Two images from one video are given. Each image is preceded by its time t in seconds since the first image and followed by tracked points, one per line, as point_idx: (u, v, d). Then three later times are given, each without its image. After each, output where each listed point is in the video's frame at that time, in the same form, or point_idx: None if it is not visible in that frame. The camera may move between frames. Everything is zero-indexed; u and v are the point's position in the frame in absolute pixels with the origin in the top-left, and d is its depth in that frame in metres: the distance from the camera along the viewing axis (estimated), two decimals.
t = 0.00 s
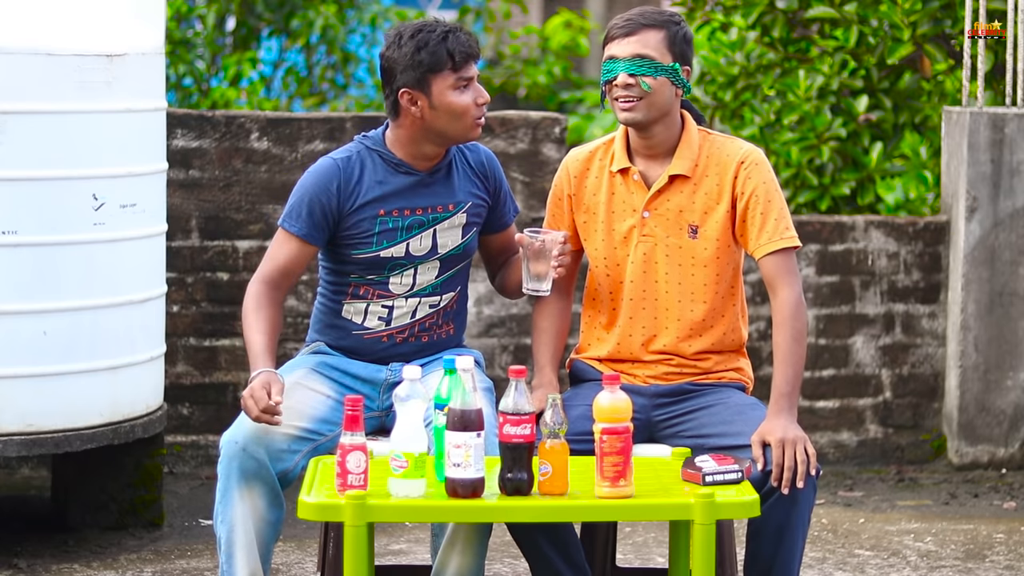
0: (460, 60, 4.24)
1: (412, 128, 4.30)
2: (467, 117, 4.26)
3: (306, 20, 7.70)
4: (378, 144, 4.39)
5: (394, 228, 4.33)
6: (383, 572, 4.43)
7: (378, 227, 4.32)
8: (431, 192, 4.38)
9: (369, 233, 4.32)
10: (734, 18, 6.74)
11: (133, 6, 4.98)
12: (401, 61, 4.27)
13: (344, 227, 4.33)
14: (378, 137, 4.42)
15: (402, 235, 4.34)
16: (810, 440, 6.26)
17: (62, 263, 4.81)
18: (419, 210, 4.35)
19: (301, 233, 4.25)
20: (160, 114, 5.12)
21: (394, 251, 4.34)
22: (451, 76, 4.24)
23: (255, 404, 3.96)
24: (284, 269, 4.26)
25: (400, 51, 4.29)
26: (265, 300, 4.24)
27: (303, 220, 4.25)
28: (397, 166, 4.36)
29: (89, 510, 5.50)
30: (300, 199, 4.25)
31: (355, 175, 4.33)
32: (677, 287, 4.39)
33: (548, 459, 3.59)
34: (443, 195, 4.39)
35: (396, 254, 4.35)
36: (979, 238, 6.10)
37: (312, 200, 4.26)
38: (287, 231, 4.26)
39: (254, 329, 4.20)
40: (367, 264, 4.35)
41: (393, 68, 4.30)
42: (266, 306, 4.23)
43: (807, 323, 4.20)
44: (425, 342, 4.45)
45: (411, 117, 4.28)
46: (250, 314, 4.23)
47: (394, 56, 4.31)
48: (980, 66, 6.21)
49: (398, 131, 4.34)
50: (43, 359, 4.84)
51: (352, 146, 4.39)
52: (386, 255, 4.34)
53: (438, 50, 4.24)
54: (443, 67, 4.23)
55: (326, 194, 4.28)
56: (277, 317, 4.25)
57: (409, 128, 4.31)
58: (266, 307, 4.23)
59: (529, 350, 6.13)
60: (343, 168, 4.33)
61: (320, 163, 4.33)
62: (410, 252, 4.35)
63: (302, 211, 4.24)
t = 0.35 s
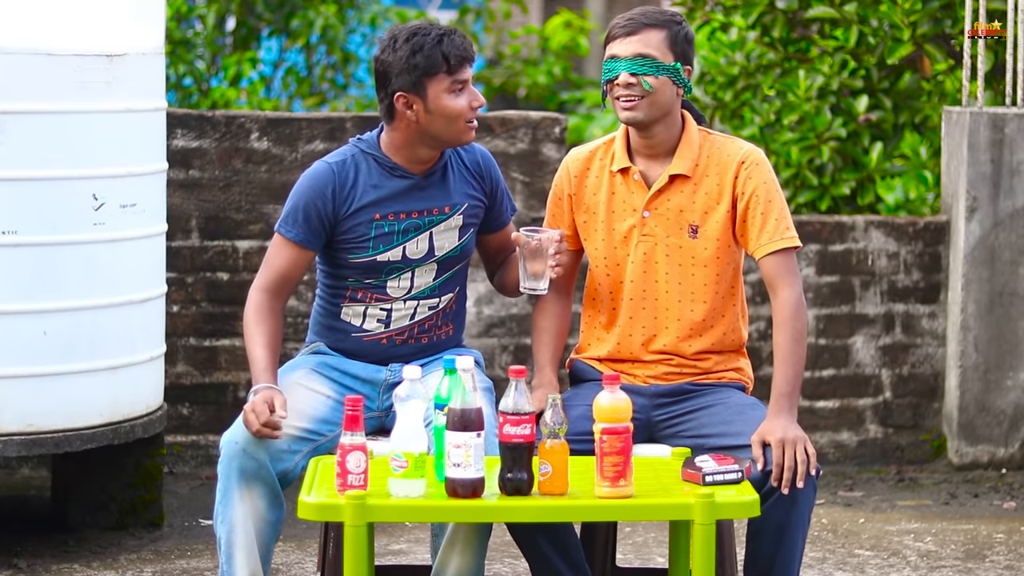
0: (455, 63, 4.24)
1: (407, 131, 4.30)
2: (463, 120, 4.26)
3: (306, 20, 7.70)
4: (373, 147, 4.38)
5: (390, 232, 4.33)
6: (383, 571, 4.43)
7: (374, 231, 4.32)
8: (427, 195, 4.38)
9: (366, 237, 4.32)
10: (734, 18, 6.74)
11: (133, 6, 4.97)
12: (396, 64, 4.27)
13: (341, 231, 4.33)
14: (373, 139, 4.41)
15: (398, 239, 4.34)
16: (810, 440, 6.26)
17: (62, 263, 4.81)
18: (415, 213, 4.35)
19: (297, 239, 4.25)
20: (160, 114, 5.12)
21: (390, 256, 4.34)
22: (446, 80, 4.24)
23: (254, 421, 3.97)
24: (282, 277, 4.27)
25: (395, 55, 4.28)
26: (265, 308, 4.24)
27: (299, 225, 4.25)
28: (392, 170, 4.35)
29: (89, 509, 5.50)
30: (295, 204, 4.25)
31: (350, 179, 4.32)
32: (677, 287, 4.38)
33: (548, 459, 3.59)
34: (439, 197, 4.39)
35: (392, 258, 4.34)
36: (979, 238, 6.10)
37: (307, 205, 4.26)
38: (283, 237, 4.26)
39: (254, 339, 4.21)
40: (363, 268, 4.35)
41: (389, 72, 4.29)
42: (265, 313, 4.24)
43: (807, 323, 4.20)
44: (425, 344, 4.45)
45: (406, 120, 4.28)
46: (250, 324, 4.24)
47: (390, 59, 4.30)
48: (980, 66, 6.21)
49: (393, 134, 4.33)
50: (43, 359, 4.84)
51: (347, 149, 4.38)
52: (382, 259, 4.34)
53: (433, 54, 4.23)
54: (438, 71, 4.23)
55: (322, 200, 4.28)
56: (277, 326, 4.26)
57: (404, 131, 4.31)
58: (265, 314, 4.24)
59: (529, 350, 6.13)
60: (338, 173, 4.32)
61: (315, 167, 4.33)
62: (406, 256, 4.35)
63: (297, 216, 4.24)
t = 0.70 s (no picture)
0: (454, 65, 4.24)
1: (405, 132, 4.30)
2: (462, 122, 4.26)
3: (306, 20, 7.70)
4: (373, 147, 4.38)
5: (389, 232, 4.33)
6: (383, 571, 4.43)
7: (373, 232, 4.33)
8: (426, 195, 4.38)
9: (364, 237, 4.32)
10: (734, 18, 6.74)
11: (133, 6, 4.98)
12: (395, 66, 4.26)
13: (340, 231, 4.33)
14: (372, 139, 4.41)
15: (397, 239, 4.34)
16: (810, 440, 6.26)
17: (62, 263, 4.81)
18: (414, 214, 4.35)
19: (296, 239, 4.25)
20: (160, 114, 5.12)
21: (389, 256, 4.34)
22: (445, 81, 4.24)
23: (252, 423, 3.97)
24: (281, 276, 4.27)
25: (394, 57, 4.28)
26: (265, 308, 4.25)
27: (298, 225, 4.25)
28: (391, 170, 4.35)
29: (89, 509, 5.50)
30: (294, 204, 4.25)
31: (348, 180, 4.32)
32: (676, 287, 4.39)
33: (548, 459, 3.59)
34: (438, 198, 4.39)
35: (391, 258, 4.34)
36: (979, 238, 6.10)
37: (306, 205, 4.26)
38: (282, 237, 4.26)
39: (254, 340, 4.21)
40: (363, 268, 4.36)
41: (387, 73, 4.29)
42: (264, 313, 4.24)
43: (807, 323, 4.20)
44: (424, 345, 4.45)
45: (405, 122, 4.27)
46: (250, 324, 4.24)
47: (388, 61, 4.29)
48: (980, 66, 6.21)
49: (392, 135, 4.33)
50: (43, 359, 4.84)
51: (346, 149, 4.38)
52: (382, 260, 4.34)
53: (432, 56, 4.23)
54: (438, 73, 4.23)
55: (321, 201, 4.28)
56: (277, 326, 4.26)
57: (402, 132, 4.31)
58: (265, 314, 4.24)
59: (529, 350, 6.13)
60: (337, 173, 4.32)
61: (314, 167, 4.33)
62: (406, 256, 4.35)
63: (296, 217, 4.25)
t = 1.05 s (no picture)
0: (455, 65, 4.24)
1: (405, 132, 4.29)
2: (462, 122, 4.26)
3: (306, 20, 7.70)
4: (373, 146, 4.38)
5: (389, 231, 4.33)
6: (383, 572, 4.43)
7: (373, 231, 4.32)
8: (426, 195, 4.38)
9: (364, 237, 4.32)
10: (734, 18, 6.74)
11: (133, 6, 4.98)
12: (396, 64, 4.26)
13: (340, 230, 4.33)
14: (372, 139, 4.41)
15: (397, 238, 4.34)
16: (810, 440, 6.26)
17: (62, 263, 4.81)
18: (414, 213, 4.35)
19: (296, 238, 4.25)
20: (160, 114, 5.12)
21: (389, 255, 4.34)
22: (446, 81, 4.24)
23: (252, 423, 3.97)
24: (281, 276, 4.27)
25: (394, 56, 4.28)
26: (265, 308, 4.24)
27: (298, 224, 4.25)
28: (391, 169, 4.35)
29: (89, 509, 5.50)
30: (294, 203, 4.25)
31: (348, 179, 4.32)
32: (676, 286, 4.39)
33: (548, 459, 3.59)
34: (438, 197, 4.39)
35: (391, 257, 4.34)
36: (979, 238, 6.10)
37: (306, 204, 4.26)
38: (282, 236, 4.26)
39: (254, 340, 4.21)
40: (362, 268, 4.36)
41: (388, 72, 4.29)
42: (265, 313, 4.24)
43: (807, 323, 4.20)
44: (425, 346, 4.45)
45: (404, 121, 4.27)
46: (250, 324, 4.24)
47: (389, 60, 4.29)
48: (980, 66, 6.21)
49: (391, 135, 4.33)
50: (43, 359, 4.84)
51: (347, 148, 4.38)
52: (381, 259, 4.34)
53: (433, 56, 4.23)
54: (438, 73, 4.23)
55: (321, 200, 4.28)
56: (277, 326, 4.26)
57: (402, 132, 4.31)
58: (265, 314, 4.24)
59: (529, 350, 6.13)
60: (337, 172, 4.32)
61: (314, 166, 4.33)
62: (405, 256, 4.35)
63: (296, 216, 4.25)
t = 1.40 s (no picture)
0: (453, 64, 4.23)
1: (402, 130, 4.29)
2: (459, 121, 4.26)
3: (306, 20, 7.70)
4: (372, 145, 4.38)
5: (387, 231, 4.33)
6: (383, 571, 4.43)
7: (372, 230, 4.33)
8: (424, 194, 4.38)
9: (363, 236, 4.32)
10: (734, 18, 6.74)
11: (133, 6, 4.98)
12: (395, 62, 4.26)
13: (338, 229, 4.33)
14: (371, 138, 4.41)
15: (396, 237, 4.34)
16: (810, 440, 6.26)
17: (61, 262, 4.81)
18: (413, 212, 4.35)
19: (296, 237, 4.26)
20: (160, 114, 5.12)
21: (388, 254, 4.34)
22: (444, 80, 4.24)
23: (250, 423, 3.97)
24: (281, 275, 4.27)
25: (393, 54, 4.28)
26: (264, 308, 4.24)
27: (297, 223, 4.26)
28: (390, 168, 4.36)
29: (89, 509, 5.50)
30: (293, 202, 4.25)
31: (347, 178, 4.33)
32: (678, 288, 4.39)
33: (548, 459, 3.59)
34: (437, 196, 4.39)
35: (390, 256, 4.34)
36: (979, 238, 6.10)
37: (305, 203, 4.26)
38: (282, 235, 4.26)
39: (254, 340, 4.21)
40: (361, 267, 4.36)
41: (386, 71, 4.29)
42: (264, 312, 4.24)
43: (807, 324, 4.20)
44: (424, 347, 4.45)
45: (401, 119, 4.27)
46: (249, 324, 4.24)
47: (387, 58, 4.29)
48: (980, 66, 6.22)
49: (389, 133, 4.33)
50: (43, 359, 4.84)
51: (346, 147, 4.38)
52: (380, 258, 4.34)
53: (431, 54, 4.23)
54: (437, 71, 4.23)
55: (320, 198, 4.28)
56: (276, 325, 4.26)
57: (400, 130, 4.31)
58: (264, 313, 4.24)
59: (529, 351, 6.12)
60: (336, 171, 4.32)
61: (313, 166, 4.33)
62: (404, 254, 4.35)
63: (295, 215, 4.25)
